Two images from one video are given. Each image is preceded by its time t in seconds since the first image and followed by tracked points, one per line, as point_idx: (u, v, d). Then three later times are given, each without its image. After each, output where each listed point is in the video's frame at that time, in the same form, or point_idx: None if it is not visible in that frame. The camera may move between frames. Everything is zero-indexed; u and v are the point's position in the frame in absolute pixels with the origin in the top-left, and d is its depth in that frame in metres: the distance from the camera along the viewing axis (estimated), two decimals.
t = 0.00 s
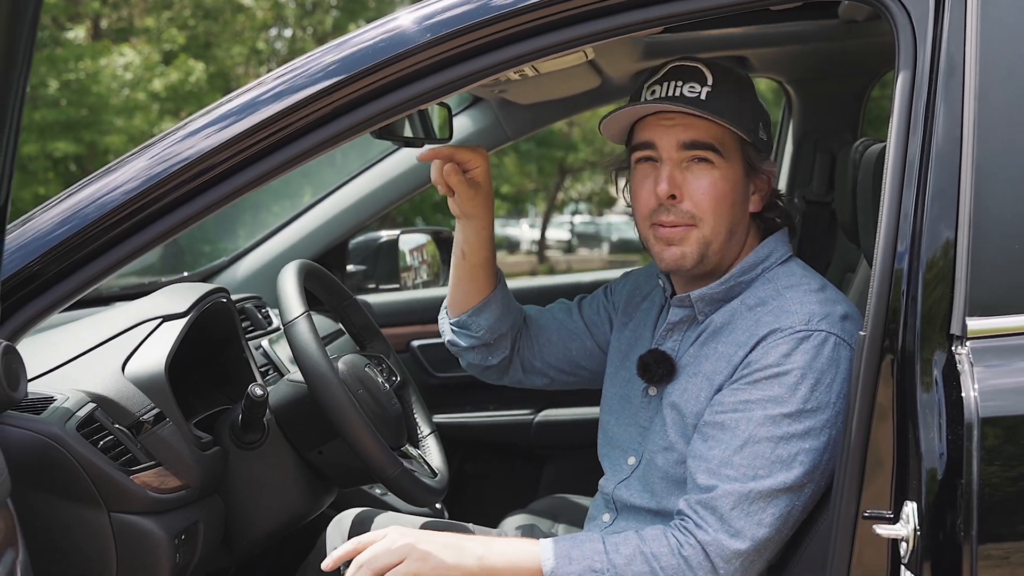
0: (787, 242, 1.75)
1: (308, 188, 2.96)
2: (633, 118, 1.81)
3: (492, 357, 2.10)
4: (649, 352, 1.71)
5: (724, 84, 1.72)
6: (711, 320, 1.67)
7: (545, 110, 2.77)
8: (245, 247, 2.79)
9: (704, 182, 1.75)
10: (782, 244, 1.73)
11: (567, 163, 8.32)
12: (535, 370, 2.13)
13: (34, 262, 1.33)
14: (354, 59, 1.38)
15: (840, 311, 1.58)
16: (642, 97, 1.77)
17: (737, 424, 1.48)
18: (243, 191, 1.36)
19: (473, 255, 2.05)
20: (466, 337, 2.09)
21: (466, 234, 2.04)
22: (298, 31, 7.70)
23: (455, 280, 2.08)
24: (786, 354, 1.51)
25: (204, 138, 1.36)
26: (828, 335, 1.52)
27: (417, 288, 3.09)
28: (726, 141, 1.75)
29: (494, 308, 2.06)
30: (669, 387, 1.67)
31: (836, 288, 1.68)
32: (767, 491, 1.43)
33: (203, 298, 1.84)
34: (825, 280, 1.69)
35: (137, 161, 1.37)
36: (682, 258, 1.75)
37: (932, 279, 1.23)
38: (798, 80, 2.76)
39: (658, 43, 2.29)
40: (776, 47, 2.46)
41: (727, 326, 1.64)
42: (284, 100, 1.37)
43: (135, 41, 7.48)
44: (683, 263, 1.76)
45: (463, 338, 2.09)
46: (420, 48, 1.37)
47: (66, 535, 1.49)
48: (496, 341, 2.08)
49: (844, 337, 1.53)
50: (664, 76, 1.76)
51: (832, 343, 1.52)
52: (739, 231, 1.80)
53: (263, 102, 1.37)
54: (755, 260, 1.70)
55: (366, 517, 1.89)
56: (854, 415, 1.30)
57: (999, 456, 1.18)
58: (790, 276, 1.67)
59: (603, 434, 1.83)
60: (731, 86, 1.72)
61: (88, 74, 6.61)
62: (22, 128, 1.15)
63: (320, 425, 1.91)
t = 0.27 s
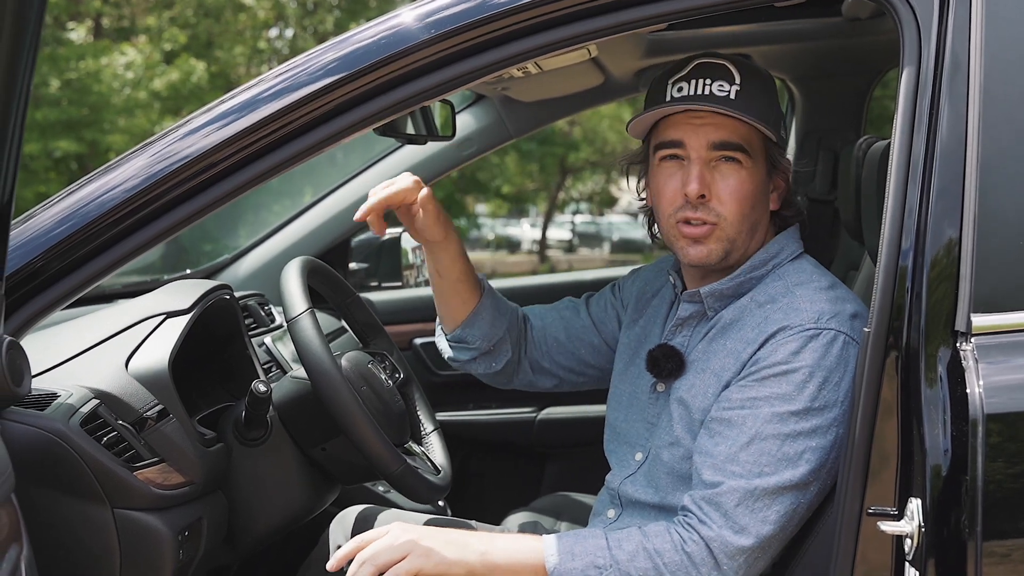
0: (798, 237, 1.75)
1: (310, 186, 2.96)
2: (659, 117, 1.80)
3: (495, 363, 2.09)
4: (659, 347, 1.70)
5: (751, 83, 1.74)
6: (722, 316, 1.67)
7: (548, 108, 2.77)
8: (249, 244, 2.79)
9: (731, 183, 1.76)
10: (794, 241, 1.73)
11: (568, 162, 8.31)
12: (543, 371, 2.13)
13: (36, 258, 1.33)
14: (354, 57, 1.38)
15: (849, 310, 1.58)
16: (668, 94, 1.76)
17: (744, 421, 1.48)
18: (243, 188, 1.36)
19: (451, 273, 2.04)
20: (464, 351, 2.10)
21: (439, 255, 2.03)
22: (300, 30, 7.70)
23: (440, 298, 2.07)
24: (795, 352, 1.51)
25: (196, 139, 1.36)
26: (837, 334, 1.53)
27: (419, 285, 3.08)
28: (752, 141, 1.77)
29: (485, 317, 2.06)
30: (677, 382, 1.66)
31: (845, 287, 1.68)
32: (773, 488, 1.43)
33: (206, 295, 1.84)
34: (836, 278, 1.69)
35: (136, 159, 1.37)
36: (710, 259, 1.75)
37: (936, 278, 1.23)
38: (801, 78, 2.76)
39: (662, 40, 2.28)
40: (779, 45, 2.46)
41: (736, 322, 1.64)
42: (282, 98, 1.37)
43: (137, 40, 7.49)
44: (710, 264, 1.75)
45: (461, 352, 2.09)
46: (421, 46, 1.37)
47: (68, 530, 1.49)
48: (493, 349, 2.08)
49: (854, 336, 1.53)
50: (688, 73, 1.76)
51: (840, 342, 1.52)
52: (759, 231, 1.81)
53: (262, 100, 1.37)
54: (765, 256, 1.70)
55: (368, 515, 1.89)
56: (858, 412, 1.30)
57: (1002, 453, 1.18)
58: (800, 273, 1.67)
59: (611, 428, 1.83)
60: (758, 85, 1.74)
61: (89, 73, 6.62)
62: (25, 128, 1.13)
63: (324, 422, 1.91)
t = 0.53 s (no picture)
0: (800, 237, 1.75)
1: (311, 186, 2.96)
2: (660, 114, 1.80)
3: (482, 386, 2.09)
4: (661, 349, 1.70)
5: (754, 80, 1.72)
6: (723, 317, 1.67)
7: (550, 107, 2.77)
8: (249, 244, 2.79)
9: (733, 180, 1.76)
10: (795, 241, 1.73)
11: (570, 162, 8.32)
12: (544, 381, 2.13)
13: (37, 256, 1.33)
14: (353, 58, 1.38)
15: (851, 310, 1.58)
16: (671, 92, 1.74)
17: (747, 422, 1.48)
18: (242, 188, 1.36)
19: (410, 316, 2.02)
20: (449, 385, 2.09)
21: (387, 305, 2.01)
22: (301, 30, 7.70)
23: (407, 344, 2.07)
24: (798, 353, 1.51)
25: (196, 138, 1.36)
26: (840, 334, 1.53)
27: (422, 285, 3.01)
28: (754, 138, 1.77)
29: (459, 346, 2.06)
30: (679, 384, 1.66)
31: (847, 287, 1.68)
32: (777, 490, 1.43)
33: (207, 295, 1.84)
34: (837, 278, 1.68)
35: (136, 158, 1.37)
36: (710, 258, 1.75)
37: (938, 276, 1.23)
38: (802, 77, 2.76)
39: (663, 40, 2.28)
40: (781, 44, 2.46)
41: (738, 323, 1.64)
42: (283, 98, 1.37)
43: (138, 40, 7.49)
44: (711, 262, 1.76)
45: (447, 388, 2.09)
46: (421, 45, 1.37)
47: (71, 531, 1.49)
48: (473, 375, 2.09)
49: (856, 337, 1.53)
50: (691, 71, 1.74)
51: (843, 342, 1.52)
52: (761, 228, 1.81)
53: (263, 99, 1.37)
54: (767, 256, 1.70)
55: (370, 513, 1.89)
56: (859, 411, 1.30)
57: (1004, 452, 1.18)
58: (801, 273, 1.67)
59: (613, 429, 1.82)
60: (761, 83, 1.72)
61: (91, 73, 6.62)
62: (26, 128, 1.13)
63: (325, 422, 1.91)
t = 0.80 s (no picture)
0: (793, 238, 1.75)
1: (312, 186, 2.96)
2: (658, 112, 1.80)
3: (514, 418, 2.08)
4: (657, 352, 1.71)
5: (750, 78, 1.73)
6: (720, 321, 1.67)
7: (552, 107, 2.77)
8: (251, 244, 2.79)
9: (729, 178, 1.75)
10: (789, 241, 1.73)
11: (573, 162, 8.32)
12: (559, 413, 2.11)
13: (39, 257, 1.33)
14: (353, 58, 1.37)
15: (849, 311, 1.57)
16: (668, 89, 1.75)
17: (749, 430, 1.47)
18: (243, 188, 1.36)
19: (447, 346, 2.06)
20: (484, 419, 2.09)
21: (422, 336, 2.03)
22: (304, 30, 7.71)
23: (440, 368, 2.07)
24: (797, 356, 1.51)
25: (198, 138, 1.36)
26: (838, 336, 1.52)
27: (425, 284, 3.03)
28: (751, 138, 1.77)
29: (491, 378, 2.07)
30: (676, 389, 1.67)
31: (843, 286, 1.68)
32: (784, 499, 1.42)
33: (208, 294, 1.84)
34: (831, 277, 1.68)
35: (139, 158, 1.37)
36: (706, 256, 1.74)
37: (939, 276, 1.23)
38: (805, 77, 2.76)
39: (665, 40, 2.28)
40: (783, 44, 2.46)
41: (734, 327, 1.64)
42: (283, 97, 1.37)
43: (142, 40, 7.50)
44: (707, 261, 1.74)
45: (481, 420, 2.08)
46: (423, 44, 1.37)
47: (70, 530, 1.49)
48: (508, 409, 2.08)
49: (854, 338, 1.53)
50: (689, 68, 1.75)
51: (841, 344, 1.51)
52: (756, 231, 1.80)
53: (264, 99, 1.37)
54: (761, 258, 1.70)
55: (372, 514, 1.90)
56: (861, 413, 1.29)
57: (1006, 452, 1.17)
58: (796, 274, 1.67)
59: (613, 437, 1.81)
60: (757, 83, 1.74)
61: (95, 73, 6.62)
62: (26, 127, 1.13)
63: (326, 422, 1.91)
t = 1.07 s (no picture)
0: (792, 237, 1.75)
1: (315, 186, 2.96)
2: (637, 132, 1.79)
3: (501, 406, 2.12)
4: (655, 354, 1.70)
5: (726, 87, 1.71)
6: (717, 321, 1.67)
7: (555, 107, 2.78)
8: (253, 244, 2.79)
9: (715, 191, 1.75)
10: (787, 240, 1.73)
11: (576, 162, 8.32)
12: (548, 393, 2.13)
13: (42, 257, 1.33)
14: (356, 59, 1.38)
15: (846, 310, 1.57)
16: (645, 108, 1.74)
17: (735, 419, 1.47)
18: (248, 188, 1.36)
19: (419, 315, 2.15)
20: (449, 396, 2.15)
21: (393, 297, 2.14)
22: (307, 30, 7.71)
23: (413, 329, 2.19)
24: (792, 352, 1.51)
25: (203, 138, 1.36)
26: (833, 334, 1.52)
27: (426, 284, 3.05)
28: (733, 146, 1.76)
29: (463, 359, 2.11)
30: (675, 388, 1.66)
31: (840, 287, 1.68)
32: (765, 490, 1.42)
33: (210, 295, 1.84)
34: (830, 278, 1.69)
35: (143, 158, 1.37)
36: (701, 269, 1.75)
37: (942, 279, 1.22)
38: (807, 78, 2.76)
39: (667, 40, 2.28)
40: (786, 45, 2.46)
41: (732, 325, 1.64)
42: (289, 97, 1.37)
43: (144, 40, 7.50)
44: (702, 274, 1.75)
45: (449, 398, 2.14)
46: (426, 45, 1.37)
47: (79, 533, 1.50)
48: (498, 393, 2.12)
49: (850, 336, 1.53)
50: (663, 84, 1.74)
51: (836, 342, 1.51)
52: (749, 232, 1.81)
53: (267, 101, 1.37)
54: (759, 259, 1.70)
55: (374, 514, 1.90)
56: (864, 414, 1.28)
57: (1009, 454, 1.17)
58: (794, 274, 1.67)
59: (613, 436, 1.80)
60: (733, 91, 1.71)
61: (98, 73, 6.63)
62: (30, 129, 1.13)
63: (328, 422, 1.91)
